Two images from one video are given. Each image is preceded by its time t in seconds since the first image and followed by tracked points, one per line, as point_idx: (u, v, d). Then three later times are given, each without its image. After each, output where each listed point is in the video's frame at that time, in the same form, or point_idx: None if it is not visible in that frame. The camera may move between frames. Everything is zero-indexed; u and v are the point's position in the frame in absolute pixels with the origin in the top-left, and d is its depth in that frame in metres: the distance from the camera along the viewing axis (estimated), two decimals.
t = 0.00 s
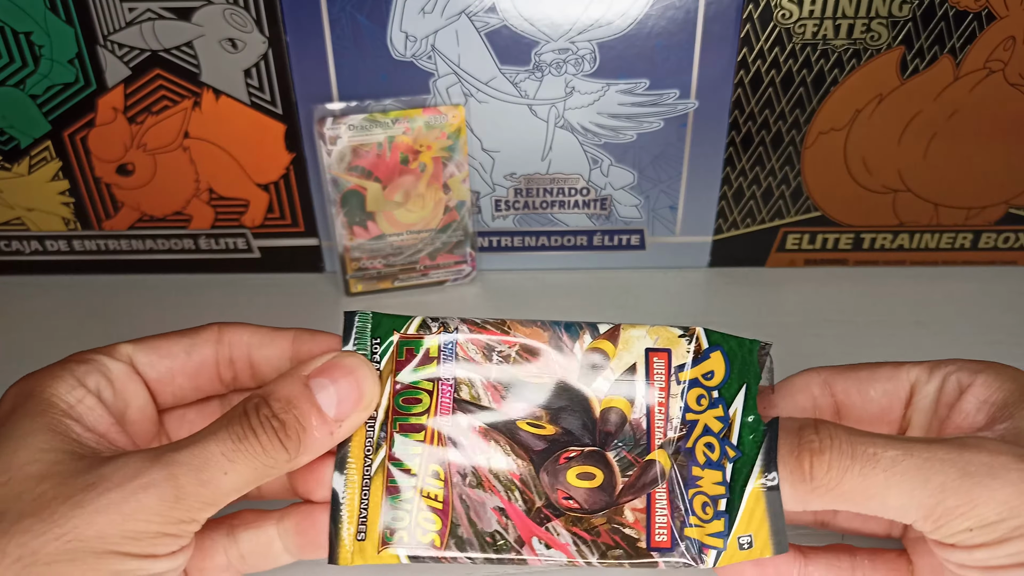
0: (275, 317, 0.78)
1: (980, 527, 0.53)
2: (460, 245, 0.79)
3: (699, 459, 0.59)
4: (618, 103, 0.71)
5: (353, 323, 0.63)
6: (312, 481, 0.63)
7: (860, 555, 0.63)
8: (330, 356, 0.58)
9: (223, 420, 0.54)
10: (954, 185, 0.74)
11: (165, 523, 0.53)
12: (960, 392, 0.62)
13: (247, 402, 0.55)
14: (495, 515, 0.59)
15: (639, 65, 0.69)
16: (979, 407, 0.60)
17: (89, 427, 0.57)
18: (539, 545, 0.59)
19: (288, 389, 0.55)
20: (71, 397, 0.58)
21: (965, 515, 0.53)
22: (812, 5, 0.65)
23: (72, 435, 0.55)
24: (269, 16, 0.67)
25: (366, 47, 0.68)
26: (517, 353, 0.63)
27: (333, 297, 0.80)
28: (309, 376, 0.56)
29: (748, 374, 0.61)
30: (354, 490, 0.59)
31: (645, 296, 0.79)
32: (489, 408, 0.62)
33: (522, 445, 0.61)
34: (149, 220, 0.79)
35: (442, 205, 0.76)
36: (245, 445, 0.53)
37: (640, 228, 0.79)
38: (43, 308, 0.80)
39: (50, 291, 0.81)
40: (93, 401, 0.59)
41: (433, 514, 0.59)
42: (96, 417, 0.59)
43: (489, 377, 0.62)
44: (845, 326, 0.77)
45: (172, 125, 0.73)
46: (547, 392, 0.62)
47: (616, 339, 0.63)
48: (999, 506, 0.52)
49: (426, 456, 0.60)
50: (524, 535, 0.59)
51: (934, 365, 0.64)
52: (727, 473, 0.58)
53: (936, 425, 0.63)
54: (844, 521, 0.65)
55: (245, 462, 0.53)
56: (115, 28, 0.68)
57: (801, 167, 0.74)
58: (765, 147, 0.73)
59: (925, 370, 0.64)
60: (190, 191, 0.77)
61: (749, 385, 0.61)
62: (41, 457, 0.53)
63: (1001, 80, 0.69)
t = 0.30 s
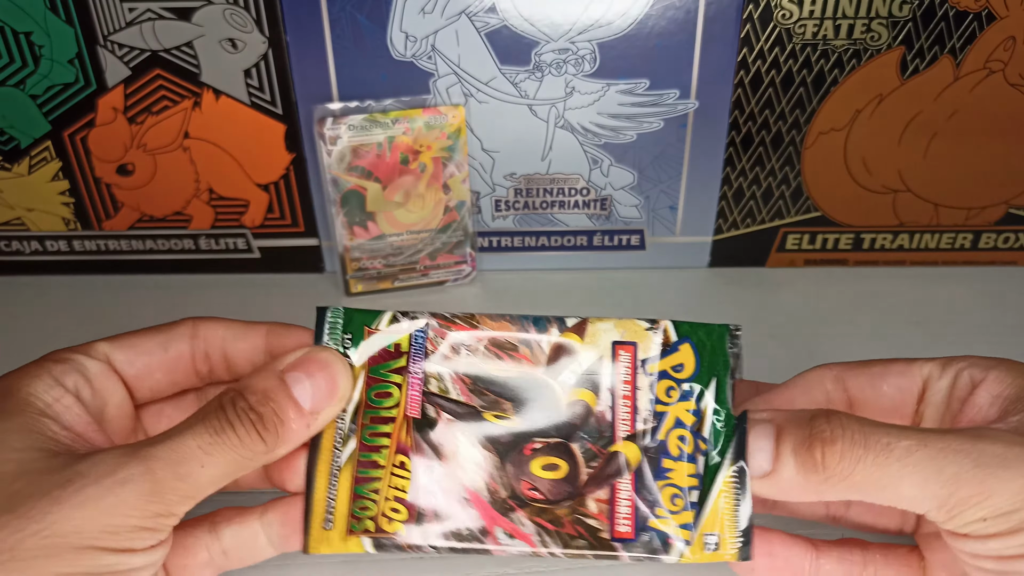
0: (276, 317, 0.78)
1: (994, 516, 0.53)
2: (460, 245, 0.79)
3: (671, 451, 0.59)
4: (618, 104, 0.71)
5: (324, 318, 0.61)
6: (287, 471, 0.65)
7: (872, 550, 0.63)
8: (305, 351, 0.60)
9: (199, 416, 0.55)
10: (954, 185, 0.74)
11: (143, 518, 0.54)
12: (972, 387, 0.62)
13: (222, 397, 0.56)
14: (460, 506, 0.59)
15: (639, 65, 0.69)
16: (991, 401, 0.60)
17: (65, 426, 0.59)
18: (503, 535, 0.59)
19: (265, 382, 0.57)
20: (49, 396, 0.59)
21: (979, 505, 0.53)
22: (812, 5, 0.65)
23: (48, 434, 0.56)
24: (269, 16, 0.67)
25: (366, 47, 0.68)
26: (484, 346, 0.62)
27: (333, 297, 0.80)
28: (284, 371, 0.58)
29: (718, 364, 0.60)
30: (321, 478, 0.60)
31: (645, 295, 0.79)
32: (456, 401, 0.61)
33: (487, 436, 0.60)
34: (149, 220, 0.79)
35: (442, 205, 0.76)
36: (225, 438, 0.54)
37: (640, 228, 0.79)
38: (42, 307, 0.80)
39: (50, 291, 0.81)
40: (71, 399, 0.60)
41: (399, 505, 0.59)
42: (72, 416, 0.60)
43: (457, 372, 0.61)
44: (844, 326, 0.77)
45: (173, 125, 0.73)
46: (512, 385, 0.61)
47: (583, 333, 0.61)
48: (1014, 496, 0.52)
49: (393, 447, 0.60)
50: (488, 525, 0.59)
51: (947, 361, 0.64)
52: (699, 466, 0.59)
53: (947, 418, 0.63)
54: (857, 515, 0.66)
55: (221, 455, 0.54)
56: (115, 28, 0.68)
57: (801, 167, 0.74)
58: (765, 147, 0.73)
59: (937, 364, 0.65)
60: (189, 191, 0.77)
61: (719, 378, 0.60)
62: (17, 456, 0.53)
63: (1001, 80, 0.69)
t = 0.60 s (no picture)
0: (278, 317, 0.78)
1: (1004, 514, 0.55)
2: (460, 245, 0.79)
3: (561, 442, 0.59)
4: (618, 104, 0.71)
5: (213, 306, 0.60)
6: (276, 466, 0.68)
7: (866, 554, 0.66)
8: (307, 336, 0.59)
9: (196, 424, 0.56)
10: (954, 185, 0.74)
11: (140, 531, 0.54)
12: (981, 385, 0.65)
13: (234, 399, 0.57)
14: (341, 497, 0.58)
15: (639, 65, 0.69)
16: (1000, 399, 0.63)
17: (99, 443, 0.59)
18: (385, 526, 0.58)
19: (271, 381, 0.56)
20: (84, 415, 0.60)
21: (988, 502, 0.55)
22: (812, 5, 0.65)
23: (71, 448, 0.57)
24: (269, 16, 0.67)
25: (366, 47, 0.68)
26: (375, 336, 0.60)
27: (333, 297, 0.80)
28: (291, 364, 0.57)
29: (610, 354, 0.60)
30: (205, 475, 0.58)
31: (645, 296, 0.79)
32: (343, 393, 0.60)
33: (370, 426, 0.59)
34: (149, 220, 0.79)
35: (441, 205, 0.76)
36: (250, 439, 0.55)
37: (640, 228, 0.79)
38: (43, 308, 0.80)
39: (50, 291, 0.81)
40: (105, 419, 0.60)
41: (280, 496, 0.58)
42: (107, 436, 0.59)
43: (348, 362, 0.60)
44: (844, 325, 0.77)
45: (172, 125, 0.73)
46: (401, 378, 0.59)
47: (475, 322, 0.60)
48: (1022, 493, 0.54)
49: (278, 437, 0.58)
50: (372, 516, 0.58)
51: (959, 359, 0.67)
52: (589, 456, 0.59)
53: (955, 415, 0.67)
54: (866, 516, 0.70)
55: (222, 460, 0.54)
56: (115, 28, 0.68)
57: (801, 167, 0.74)
58: (765, 147, 0.73)
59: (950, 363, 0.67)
60: (189, 191, 0.77)
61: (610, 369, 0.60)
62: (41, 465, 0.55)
63: (1001, 80, 0.69)
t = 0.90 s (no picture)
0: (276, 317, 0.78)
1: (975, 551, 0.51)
2: (460, 245, 0.79)
3: (574, 461, 0.57)
4: (618, 103, 0.71)
5: (213, 338, 0.58)
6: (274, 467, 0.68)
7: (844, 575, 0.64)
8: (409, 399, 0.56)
9: (295, 463, 0.53)
10: (955, 186, 0.74)
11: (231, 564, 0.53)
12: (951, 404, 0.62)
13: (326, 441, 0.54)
14: (359, 524, 0.56)
15: (639, 65, 0.69)
16: (970, 420, 0.60)
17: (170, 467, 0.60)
18: (403, 553, 0.56)
19: (364, 432, 0.54)
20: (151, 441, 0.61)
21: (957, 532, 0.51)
22: (812, 5, 0.65)
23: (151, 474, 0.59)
24: (269, 16, 0.67)
25: (366, 47, 0.68)
26: (381, 364, 0.59)
27: (332, 297, 0.80)
28: (386, 419, 0.55)
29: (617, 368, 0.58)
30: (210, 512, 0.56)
31: (645, 296, 0.79)
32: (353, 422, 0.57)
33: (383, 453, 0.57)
34: (149, 220, 0.79)
35: (441, 205, 0.76)
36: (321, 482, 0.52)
37: (640, 228, 0.79)
38: (44, 308, 0.80)
39: (51, 292, 0.81)
40: (173, 444, 0.62)
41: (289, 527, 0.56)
42: (175, 459, 0.61)
43: (352, 388, 0.58)
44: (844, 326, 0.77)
45: (172, 125, 0.73)
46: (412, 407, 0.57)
47: (478, 343, 0.59)
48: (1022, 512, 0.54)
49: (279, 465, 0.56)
50: (388, 542, 0.56)
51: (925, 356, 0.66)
52: (604, 474, 0.56)
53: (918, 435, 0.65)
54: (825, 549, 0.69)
55: (316, 505, 0.52)
56: (115, 28, 0.68)
57: (801, 167, 0.74)
58: (765, 147, 0.73)
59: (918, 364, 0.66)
60: (189, 191, 0.77)
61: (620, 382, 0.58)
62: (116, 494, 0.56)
63: (1001, 80, 0.69)
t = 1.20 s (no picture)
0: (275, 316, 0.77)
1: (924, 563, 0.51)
2: (460, 245, 0.79)
3: (614, 462, 0.61)
4: (619, 103, 0.71)
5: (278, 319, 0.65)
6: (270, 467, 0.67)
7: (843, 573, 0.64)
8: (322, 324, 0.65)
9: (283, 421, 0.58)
10: (955, 186, 0.74)
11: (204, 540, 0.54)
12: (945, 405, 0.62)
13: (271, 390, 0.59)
14: (404, 504, 0.60)
15: (639, 65, 0.69)
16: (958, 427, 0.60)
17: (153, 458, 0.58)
18: (442, 536, 0.59)
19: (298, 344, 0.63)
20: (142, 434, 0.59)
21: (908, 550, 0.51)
22: (812, 5, 0.65)
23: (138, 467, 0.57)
24: (269, 16, 0.67)
25: (366, 47, 0.68)
26: (436, 354, 0.65)
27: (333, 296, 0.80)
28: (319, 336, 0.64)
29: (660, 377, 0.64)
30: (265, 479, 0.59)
31: (646, 296, 0.79)
32: (405, 406, 0.63)
33: (432, 441, 0.62)
34: (149, 220, 0.79)
35: (441, 205, 0.76)
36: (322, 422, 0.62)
37: (640, 228, 0.79)
38: (45, 309, 0.80)
39: (51, 292, 0.81)
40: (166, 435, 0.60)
41: (341, 501, 0.59)
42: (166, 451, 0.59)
43: (403, 372, 0.64)
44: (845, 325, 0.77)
45: (172, 125, 0.73)
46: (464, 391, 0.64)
47: (528, 342, 0.65)
48: None
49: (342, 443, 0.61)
50: (430, 526, 0.59)
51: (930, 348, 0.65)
52: (642, 477, 0.61)
53: (917, 433, 0.67)
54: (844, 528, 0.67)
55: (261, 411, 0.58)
56: (115, 28, 0.68)
57: (801, 167, 0.74)
58: (765, 147, 0.73)
59: (923, 357, 0.65)
60: (189, 191, 0.77)
61: (662, 394, 0.64)
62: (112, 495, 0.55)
63: (1001, 80, 0.69)
